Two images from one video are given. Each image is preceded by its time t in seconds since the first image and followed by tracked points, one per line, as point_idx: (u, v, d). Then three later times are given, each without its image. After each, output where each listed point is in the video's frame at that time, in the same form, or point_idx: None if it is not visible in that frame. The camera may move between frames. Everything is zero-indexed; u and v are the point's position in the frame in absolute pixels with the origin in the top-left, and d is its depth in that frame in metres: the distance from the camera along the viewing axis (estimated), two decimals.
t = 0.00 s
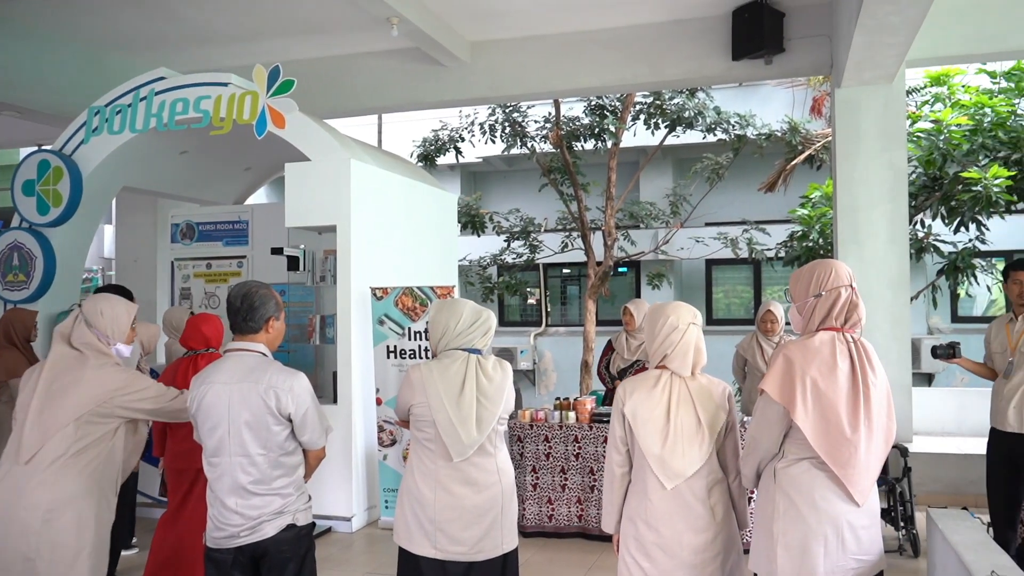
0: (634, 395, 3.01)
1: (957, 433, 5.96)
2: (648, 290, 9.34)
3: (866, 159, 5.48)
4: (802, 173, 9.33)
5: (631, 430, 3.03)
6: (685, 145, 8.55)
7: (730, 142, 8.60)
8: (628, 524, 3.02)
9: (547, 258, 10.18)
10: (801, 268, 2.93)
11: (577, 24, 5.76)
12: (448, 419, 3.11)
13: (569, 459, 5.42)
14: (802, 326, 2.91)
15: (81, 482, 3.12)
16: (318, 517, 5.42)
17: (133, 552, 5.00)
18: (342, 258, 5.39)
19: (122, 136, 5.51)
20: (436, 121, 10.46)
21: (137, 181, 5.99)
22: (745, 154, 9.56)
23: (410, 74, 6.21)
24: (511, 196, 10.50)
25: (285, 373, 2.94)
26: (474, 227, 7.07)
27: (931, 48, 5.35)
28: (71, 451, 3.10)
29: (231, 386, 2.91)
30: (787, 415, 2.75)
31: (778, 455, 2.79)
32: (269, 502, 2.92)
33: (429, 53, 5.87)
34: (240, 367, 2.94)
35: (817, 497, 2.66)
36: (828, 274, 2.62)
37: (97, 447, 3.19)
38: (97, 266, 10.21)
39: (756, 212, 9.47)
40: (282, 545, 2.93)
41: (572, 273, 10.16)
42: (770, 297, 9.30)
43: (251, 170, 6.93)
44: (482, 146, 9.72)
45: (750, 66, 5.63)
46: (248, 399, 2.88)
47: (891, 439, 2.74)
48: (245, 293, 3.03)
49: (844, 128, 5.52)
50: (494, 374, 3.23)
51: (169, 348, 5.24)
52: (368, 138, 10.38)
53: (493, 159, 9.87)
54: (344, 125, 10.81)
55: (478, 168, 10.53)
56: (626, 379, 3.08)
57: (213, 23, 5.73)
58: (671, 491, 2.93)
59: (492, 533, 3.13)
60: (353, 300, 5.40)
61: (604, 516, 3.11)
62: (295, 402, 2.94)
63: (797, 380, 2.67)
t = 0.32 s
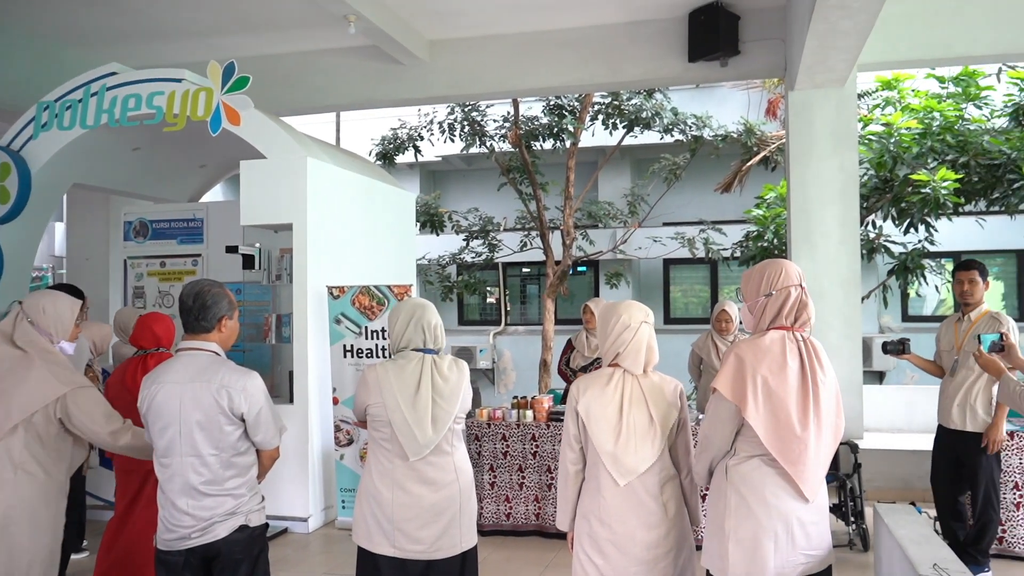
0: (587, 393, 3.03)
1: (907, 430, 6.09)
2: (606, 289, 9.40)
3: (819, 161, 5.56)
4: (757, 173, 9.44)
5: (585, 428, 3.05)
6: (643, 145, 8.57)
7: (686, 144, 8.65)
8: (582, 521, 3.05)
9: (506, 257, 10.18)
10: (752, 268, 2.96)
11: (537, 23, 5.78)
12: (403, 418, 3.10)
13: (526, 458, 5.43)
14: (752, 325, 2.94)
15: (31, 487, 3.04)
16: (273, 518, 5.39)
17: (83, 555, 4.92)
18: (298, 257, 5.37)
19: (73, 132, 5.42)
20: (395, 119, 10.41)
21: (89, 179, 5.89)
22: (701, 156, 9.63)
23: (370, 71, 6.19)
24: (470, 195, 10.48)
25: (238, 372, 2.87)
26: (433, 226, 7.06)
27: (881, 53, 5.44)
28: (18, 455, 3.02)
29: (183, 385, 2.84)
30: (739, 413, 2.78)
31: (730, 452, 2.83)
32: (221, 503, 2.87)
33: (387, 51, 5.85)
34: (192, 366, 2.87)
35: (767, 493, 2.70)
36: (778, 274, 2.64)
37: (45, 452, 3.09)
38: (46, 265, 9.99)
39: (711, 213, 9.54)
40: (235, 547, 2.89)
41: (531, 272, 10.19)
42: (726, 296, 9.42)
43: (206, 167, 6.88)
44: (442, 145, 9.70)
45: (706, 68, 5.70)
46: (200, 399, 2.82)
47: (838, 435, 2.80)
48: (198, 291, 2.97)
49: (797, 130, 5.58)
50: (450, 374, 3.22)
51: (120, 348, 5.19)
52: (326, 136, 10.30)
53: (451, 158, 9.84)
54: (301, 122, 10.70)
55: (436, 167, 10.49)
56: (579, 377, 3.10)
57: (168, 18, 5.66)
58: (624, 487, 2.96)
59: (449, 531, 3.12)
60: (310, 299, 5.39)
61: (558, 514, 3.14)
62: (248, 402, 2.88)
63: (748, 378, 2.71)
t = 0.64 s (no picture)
0: (538, 391, 3.06)
1: (854, 426, 6.21)
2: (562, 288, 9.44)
3: (769, 163, 5.63)
4: (711, 174, 9.55)
5: (537, 426, 3.07)
6: (598, 145, 8.62)
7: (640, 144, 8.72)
8: (534, 519, 3.06)
9: (463, 256, 10.17)
10: (702, 267, 2.98)
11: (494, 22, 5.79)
12: (357, 415, 3.08)
13: (480, 456, 5.43)
14: (702, 323, 2.96)
15: None
16: (224, 519, 5.33)
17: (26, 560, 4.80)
18: (248, 255, 5.31)
19: (17, 126, 5.32)
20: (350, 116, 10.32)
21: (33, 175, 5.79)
22: (656, 156, 9.71)
23: (326, 68, 6.17)
24: (425, 194, 10.43)
25: (186, 371, 2.79)
26: (388, 224, 7.04)
27: (831, 55, 5.51)
28: None
29: (129, 384, 2.75)
30: (688, 411, 2.80)
31: (679, 449, 2.87)
32: (168, 504, 2.78)
33: (342, 48, 5.83)
34: (139, 365, 2.78)
35: (715, 489, 2.73)
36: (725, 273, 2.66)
37: None
38: None
39: (666, 213, 9.62)
40: (182, 549, 2.81)
41: (487, 271, 10.20)
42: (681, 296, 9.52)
43: (155, 164, 6.76)
44: (397, 143, 9.66)
45: (660, 69, 5.77)
46: (146, 398, 2.73)
47: (785, 432, 2.83)
48: (147, 289, 2.85)
49: (749, 131, 5.65)
50: (404, 371, 3.22)
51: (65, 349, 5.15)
52: (280, 133, 10.18)
53: (407, 156, 9.80)
54: (253, 119, 10.56)
55: (392, 165, 10.40)
56: (531, 376, 3.12)
57: (117, 12, 5.56)
58: (576, 484, 2.98)
59: (403, 529, 3.12)
60: (260, 298, 5.33)
61: (511, 513, 3.15)
62: (196, 402, 2.79)
63: (697, 376, 2.72)
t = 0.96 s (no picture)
0: (487, 390, 3.08)
1: (800, 423, 6.33)
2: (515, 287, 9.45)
3: (718, 164, 5.69)
4: (662, 175, 9.65)
5: (487, 424, 3.08)
6: (551, 144, 8.65)
7: (593, 144, 8.74)
8: (484, 517, 3.07)
9: (416, 255, 10.13)
10: (650, 266, 3.00)
11: (448, 21, 5.83)
12: (310, 408, 3.06)
13: (431, 455, 5.42)
14: (649, 322, 2.98)
15: None
16: (172, 521, 5.24)
17: None
18: (195, 252, 5.23)
19: None
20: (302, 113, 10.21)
21: None
22: (608, 156, 9.79)
23: (278, 63, 6.15)
24: (377, 192, 10.36)
25: (138, 370, 2.72)
26: (341, 222, 7.01)
27: (780, 61, 5.51)
28: None
29: (79, 382, 2.67)
30: (635, 409, 2.83)
31: (627, 447, 2.88)
32: (117, 505, 2.71)
33: (294, 44, 5.80)
34: (89, 363, 2.71)
35: (661, 486, 2.76)
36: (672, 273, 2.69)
37: None
38: None
39: (618, 213, 9.68)
40: (131, 551, 2.73)
41: (441, 269, 10.16)
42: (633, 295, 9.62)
43: (99, 159, 6.61)
44: (350, 140, 9.59)
45: (612, 70, 5.84)
46: (96, 396, 2.66)
47: (731, 431, 2.87)
48: (99, 287, 2.77)
49: (699, 131, 5.70)
50: (355, 366, 3.21)
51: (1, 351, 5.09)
52: (230, 129, 10.03)
53: (360, 154, 9.73)
54: (202, 114, 10.39)
55: (345, 162, 10.30)
56: (481, 375, 3.13)
57: (61, 3, 5.45)
58: (526, 481, 3.01)
59: (352, 526, 3.10)
60: (207, 297, 5.25)
61: (461, 512, 3.15)
62: (148, 401, 2.72)
63: (644, 374, 2.75)
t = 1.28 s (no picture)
0: (432, 389, 3.08)
1: (744, 420, 6.45)
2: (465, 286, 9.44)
3: (665, 165, 5.74)
4: (611, 175, 9.73)
5: (432, 424, 3.08)
6: (501, 143, 8.67)
7: (543, 144, 8.76)
8: (430, 517, 3.07)
9: (366, 253, 10.04)
10: (596, 266, 3.04)
11: (398, 18, 5.81)
12: (257, 401, 3.03)
13: (380, 454, 5.39)
14: (595, 321, 3.02)
15: None
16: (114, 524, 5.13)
17: None
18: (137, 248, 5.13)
19: None
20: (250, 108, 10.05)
21: None
22: (558, 156, 9.84)
23: (226, 58, 6.06)
24: (327, 189, 10.25)
25: (113, 367, 2.68)
26: (289, 220, 6.94)
27: (725, 63, 5.58)
28: None
29: (50, 376, 2.60)
30: (581, 407, 2.85)
31: (573, 445, 2.89)
32: (75, 504, 2.61)
33: (241, 38, 5.72)
34: (60, 358, 2.63)
35: (606, 484, 2.78)
36: (617, 273, 2.73)
37: None
38: None
39: (568, 212, 9.73)
40: (86, 553, 2.64)
41: (392, 268, 10.06)
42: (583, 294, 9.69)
43: (36, 152, 6.44)
44: (299, 137, 9.48)
45: (562, 69, 5.88)
46: (67, 391, 2.59)
47: (675, 428, 2.90)
48: (71, 286, 2.71)
49: (648, 131, 5.76)
50: (297, 359, 3.19)
51: None
52: (175, 124, 9.84)
53: (309, 151, 9.62)
54: (146, 108, 10.17)
55: (294, 159, 10.17)
56: (426, 374, 3.13)
57: None
58: (471, 480, 3.01)
59: (295, 514, 3.10)
60: (151, 295, 5.15)
61: (407, 512, 3.15)
62: (121, 398, 2.67)
63: (590, 373, 2.77)
